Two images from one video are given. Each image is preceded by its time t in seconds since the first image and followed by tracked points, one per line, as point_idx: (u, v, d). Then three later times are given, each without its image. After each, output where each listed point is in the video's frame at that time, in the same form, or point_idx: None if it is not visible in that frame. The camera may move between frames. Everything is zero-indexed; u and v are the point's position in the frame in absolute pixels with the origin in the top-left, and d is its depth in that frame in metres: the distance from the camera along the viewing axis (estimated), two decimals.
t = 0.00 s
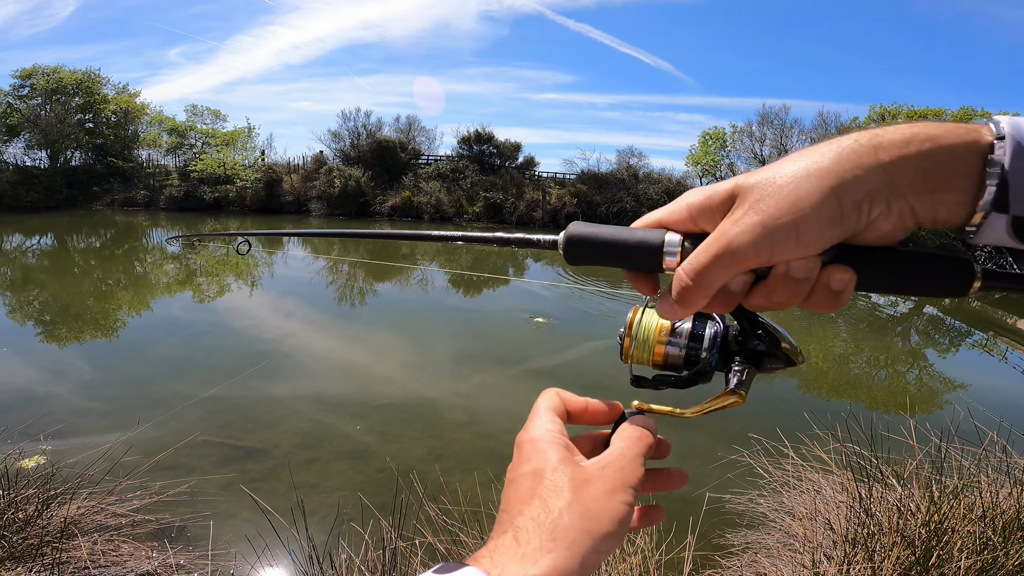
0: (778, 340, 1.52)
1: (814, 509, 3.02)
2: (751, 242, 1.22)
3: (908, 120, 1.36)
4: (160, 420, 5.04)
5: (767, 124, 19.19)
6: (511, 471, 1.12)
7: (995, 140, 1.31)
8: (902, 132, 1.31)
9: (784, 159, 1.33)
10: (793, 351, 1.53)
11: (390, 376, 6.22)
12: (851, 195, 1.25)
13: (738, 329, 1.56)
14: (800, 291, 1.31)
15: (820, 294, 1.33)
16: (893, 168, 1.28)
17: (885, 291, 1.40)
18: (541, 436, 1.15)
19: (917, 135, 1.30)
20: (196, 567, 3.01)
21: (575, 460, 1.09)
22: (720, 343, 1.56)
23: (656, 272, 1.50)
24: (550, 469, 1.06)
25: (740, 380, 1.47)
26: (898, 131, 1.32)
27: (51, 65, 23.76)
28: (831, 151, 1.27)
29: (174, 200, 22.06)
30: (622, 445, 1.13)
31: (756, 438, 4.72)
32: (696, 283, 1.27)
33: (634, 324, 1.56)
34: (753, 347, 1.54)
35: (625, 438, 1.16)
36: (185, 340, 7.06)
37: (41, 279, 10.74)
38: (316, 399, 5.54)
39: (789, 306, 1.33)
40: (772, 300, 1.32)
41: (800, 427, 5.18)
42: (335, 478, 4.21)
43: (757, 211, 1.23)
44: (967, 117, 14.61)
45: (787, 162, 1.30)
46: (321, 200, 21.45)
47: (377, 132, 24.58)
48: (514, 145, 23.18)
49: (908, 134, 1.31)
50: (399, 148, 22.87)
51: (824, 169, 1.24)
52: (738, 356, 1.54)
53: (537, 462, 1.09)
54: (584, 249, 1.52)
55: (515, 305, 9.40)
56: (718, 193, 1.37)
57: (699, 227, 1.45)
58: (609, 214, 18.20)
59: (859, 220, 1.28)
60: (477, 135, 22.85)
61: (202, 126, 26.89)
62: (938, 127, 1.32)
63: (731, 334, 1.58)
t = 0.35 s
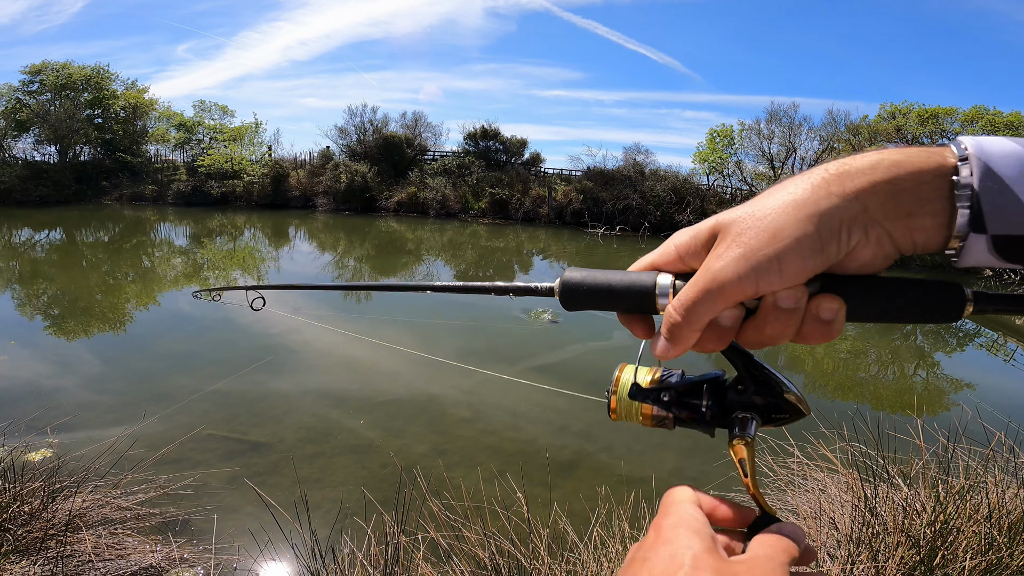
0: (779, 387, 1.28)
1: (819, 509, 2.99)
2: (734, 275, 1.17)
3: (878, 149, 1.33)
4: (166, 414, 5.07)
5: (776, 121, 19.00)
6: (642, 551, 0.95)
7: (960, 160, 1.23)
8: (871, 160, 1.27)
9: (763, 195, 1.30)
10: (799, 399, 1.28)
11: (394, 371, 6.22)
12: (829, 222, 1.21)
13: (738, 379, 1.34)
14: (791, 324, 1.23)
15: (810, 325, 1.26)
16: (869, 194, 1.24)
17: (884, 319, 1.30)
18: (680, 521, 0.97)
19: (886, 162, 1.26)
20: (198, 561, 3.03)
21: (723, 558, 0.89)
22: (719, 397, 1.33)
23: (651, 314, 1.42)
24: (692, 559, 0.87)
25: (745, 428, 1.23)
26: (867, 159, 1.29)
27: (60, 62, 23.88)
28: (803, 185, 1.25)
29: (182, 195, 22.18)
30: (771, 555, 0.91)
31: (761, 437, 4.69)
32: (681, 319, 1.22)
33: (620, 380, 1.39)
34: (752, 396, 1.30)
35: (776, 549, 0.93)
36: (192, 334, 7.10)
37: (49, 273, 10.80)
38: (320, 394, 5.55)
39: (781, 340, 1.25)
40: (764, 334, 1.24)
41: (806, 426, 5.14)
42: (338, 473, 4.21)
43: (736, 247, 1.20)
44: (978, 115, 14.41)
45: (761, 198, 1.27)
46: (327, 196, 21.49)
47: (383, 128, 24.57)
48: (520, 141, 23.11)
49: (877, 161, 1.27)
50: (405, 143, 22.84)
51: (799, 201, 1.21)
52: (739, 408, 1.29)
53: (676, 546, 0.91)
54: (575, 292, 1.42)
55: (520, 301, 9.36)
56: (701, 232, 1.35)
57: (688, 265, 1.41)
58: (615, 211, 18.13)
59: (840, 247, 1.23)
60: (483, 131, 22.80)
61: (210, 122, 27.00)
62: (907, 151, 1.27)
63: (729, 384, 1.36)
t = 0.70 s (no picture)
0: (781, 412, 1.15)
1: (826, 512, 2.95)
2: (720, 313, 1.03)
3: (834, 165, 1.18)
4: (175, 410, 5.10)
5: (787, 122, 18.82)
6: (711, 528, 0.77)
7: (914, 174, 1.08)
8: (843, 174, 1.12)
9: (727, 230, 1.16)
10: (805, 424, 1.15)
11: (400, 370, 6.22)
12: (806, 246, 1.06)
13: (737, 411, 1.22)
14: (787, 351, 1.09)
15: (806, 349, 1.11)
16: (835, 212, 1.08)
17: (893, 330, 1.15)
18: (755, 485, 0.77)
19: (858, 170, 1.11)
20: (203, 557, 3.05)
21: (816, 527, 0.68)
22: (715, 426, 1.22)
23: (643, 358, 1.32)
24: (772, 531, 0.68)
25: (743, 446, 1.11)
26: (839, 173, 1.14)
27: (76, 61, 24.16)
28: (776, 210, 1.11)
29: (194, 194, 22.43)
30: (896, 516, 0.67)
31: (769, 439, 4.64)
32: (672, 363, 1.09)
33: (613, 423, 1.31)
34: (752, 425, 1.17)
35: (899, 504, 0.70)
36: (202, 331, 7.15)
37: (64, 270, 10.94)
38: (327, 392, 5.55)
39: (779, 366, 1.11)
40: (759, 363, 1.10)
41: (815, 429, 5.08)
42: (344, 471, 4.21)
43: (713, 285, 1.06)
44: (994, 117, 14.21)
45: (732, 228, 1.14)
46: (337, 195, 21.61)
47: (393, 127, 24.64)
48: (529, 142, 23.10)
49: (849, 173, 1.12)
50: (415, 143, 22.90)
51: (773, 225, 1.07)
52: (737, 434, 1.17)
53: (750, 518, 0.71)
54: (561, 345, 1.33)
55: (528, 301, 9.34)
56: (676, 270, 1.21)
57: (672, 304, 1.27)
58: (624, 211, 18.08)
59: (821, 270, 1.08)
60: (492, 131, 22.82)
61: (222, 121, 27.23)
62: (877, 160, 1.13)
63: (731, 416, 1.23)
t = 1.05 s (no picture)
0: (698, 352, 1.44)
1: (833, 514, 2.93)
2: (650, 233, 1.24)
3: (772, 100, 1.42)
4: (181, 409, 5.13)
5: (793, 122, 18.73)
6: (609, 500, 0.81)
7: (854, 110, 1.34)
8: (771, 111, 1.36)
9: (666, 153, 1.38)
10: (727, 372, 1.44)
11: (404, 369, 6.24)
12: (734, 176, 1.30)
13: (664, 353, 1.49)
14: (709, 279, 1.31)
15: (730, 281, 1.34)
16: (766, 147, 1.32)
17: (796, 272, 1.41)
18: (658, 451, 0.82)
19: (788, 112, 1.34)
20: (210, 557, 3.06)
21: (707, 491, 0.74)
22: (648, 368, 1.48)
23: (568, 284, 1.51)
24: (662, 504, 0.73)
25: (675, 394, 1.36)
26: (770, 109, 1.38)
27: (83, 61, 24.26)
28: (708, 138, 1.33)
29: (200, 194, 22.53)
30: (793, 462, 0.74)
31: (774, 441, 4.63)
32: (605, 282, 1.30)
33: (542, 361, 1.57)
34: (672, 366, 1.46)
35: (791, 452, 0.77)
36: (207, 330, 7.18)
37: (71, 269, 10.99)
38: (332, 391, 5.58)
39: (703, 295, 1.34)
40: (686, 291, 1.33)
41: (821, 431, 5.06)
42: (349, 470, 4.23)
43: (651, 202, 1.27)
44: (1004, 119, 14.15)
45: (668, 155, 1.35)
46: (342, 195, 21.65)
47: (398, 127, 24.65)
48: (534, 142, 23.10)
49: (777, 111, 1.36)
50: (420, 143, 22.92)
51: (706, 153, 1.29)
52: (668, 380, 1.43)
53: (644, 488, 0.77)
54: (493, 266, 1.50)
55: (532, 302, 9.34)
56: (616, 193, 1.43)
57: (601, 230, 1.51)
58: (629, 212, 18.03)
59: (747, 201, 1.33)
60: (497, 132, 22.84)
61: (228, 121, 27.32)
62: (804, 101, 1.37)
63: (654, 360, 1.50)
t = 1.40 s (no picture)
0: (720, 375, 1.43)
1: (836, 515, 2.92)
2: (678, 267, 1.26)
3: (811, 133, 1.42)
4: (186, 409, 5.16)
5: (798, 122, 18.66)
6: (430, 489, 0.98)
7: (894, 145, 1.35)
8: (806, 147, 1.36)
9: (700, 183, 1.39)
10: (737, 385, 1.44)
11: (408, 369, 6.26)
12: (767, 213, 1.31)
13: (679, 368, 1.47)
14: (734, 314, 1.33)
15: (754, 316, 1.35)
16: (801, 182, 1.33)
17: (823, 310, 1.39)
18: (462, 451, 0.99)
19: (824, 148, 1.35)
20: (215, 556, 3.07)
21: (492, 481, 0.91)
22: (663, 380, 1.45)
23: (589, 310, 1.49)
24: (455, 492, 0.91)
25: (693, 417, 1.33)
26: (806, 143, 1.39)
27: (90, 61, 24.42)
28: (742, 171, 1.34)
29: (205, 193, 22.62)
30: (562, 450, 0.90)
31: (778, 442, 4.63)
32: (631, 313, 1.31)
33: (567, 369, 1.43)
34: (696, 384, 1.43)
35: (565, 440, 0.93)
36: (211, 330, 7.22)
37: (77, 268, 11.08)
38: (335, 391, 5.60)
39: (726, 330, 1.35)
40: (707, 325, 1.35)
41: (825, 432, 5.05)
42: (353, 470, 4.24)
43: (680, 237, 1.28)
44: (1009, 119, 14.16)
45: (700, 186, 1.36)
46: (346, 195, 21.71)
47: (402, 128, 24.69)
48: (538, 143, 23.11)
49: (814, 145, 1.37)
50: (423, 144, 22.98)
51: (736, 188, 1.30)
52: (683, 396, 1.40)
53: (441, 482, 0.94)
54: (514, 287, 1.48)
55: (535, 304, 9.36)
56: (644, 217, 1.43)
57: (626, 258, 1.46)
58: (632, 213, 18.03)
59: (779, 237, 1.34)
60: (500, 132, 22.87)
61: (233, 121, 27.44)
62: (842, 137, 1.38)
63: (671, 373, 1.48)
